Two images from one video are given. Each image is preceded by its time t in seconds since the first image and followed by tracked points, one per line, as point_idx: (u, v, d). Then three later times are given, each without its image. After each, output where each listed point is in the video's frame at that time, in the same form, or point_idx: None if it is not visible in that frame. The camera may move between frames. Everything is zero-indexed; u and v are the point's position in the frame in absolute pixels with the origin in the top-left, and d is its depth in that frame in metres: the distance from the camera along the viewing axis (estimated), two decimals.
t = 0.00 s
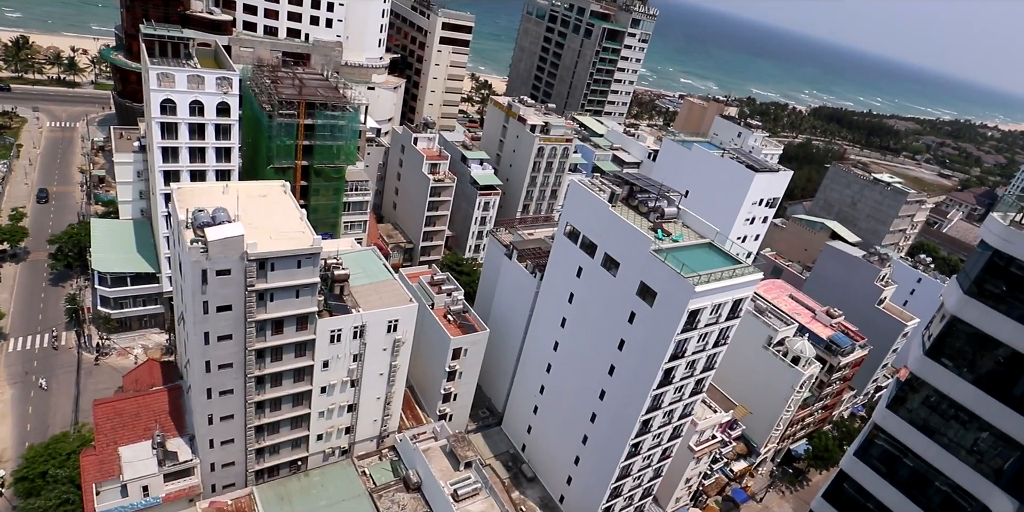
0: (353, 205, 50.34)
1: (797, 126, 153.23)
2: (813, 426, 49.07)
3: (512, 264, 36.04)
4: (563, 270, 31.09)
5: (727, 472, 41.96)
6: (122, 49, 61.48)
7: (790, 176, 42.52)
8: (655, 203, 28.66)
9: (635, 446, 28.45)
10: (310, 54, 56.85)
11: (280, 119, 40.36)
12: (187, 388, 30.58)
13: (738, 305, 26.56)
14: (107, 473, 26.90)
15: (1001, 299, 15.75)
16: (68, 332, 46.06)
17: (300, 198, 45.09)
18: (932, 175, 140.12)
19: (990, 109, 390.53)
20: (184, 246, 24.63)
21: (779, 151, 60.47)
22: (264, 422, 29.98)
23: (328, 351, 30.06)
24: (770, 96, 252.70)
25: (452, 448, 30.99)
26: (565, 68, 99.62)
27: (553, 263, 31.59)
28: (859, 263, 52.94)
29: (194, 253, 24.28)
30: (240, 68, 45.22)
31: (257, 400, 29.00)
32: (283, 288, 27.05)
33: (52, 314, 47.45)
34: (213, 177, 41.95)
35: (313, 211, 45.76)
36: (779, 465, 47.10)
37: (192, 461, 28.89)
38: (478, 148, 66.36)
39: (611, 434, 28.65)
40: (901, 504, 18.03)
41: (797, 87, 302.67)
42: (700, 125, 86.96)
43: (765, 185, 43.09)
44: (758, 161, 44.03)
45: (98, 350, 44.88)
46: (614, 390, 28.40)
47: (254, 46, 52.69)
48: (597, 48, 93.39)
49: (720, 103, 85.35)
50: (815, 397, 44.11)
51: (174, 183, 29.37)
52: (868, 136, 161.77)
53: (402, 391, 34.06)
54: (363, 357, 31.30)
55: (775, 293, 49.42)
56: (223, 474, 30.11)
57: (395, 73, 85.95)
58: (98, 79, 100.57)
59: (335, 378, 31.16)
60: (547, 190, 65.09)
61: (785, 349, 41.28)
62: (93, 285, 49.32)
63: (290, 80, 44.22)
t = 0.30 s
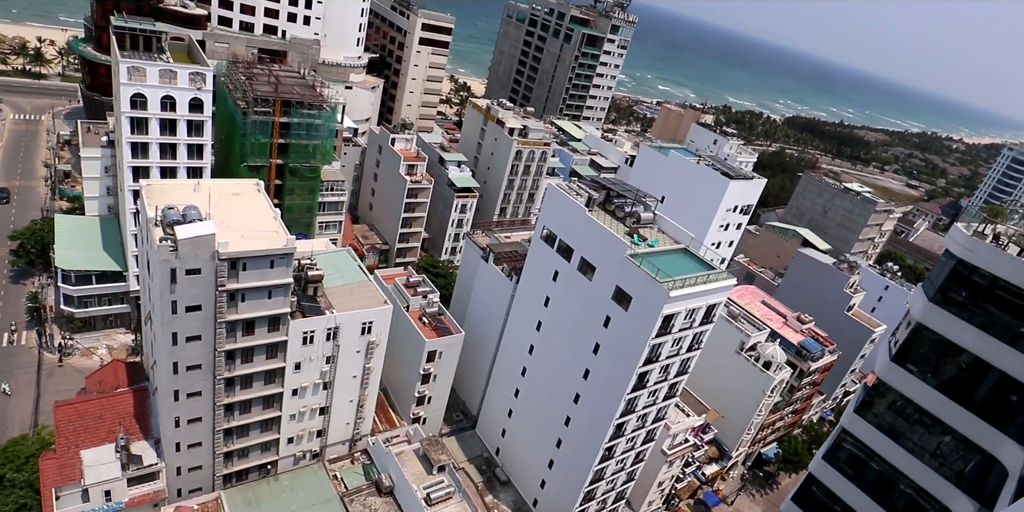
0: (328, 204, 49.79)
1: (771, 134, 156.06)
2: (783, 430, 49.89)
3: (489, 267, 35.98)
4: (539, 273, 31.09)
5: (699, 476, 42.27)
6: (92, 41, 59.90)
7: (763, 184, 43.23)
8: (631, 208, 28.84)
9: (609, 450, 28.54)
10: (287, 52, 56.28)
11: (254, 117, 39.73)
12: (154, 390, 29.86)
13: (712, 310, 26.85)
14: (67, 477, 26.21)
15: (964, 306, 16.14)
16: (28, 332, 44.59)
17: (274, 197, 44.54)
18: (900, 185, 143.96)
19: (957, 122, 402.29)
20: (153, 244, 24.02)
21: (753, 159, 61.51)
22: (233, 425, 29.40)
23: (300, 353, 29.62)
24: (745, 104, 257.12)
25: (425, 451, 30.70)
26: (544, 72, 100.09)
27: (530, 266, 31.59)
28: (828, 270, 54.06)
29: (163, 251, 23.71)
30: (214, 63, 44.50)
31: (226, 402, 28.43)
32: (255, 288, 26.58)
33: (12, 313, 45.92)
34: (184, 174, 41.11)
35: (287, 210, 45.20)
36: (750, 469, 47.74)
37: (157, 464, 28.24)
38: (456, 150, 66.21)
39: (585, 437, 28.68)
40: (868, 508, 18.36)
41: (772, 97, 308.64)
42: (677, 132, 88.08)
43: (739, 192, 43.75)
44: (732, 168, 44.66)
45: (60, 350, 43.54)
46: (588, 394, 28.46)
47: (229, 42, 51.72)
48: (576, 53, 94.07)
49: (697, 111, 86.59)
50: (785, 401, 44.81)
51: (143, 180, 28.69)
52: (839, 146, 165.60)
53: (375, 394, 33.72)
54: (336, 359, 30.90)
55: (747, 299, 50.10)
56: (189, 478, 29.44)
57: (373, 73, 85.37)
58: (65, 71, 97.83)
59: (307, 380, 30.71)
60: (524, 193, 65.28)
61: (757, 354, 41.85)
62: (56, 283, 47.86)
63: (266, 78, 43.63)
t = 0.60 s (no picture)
0: (300, 208, 49.13)
1: (742, 146, 159.18)
2: (752, 438, 50.61)
3: (462, 274, 35.80)
4: (512, 280, 31.03)
5: (669, 484, 42.39)
6: (57, 36, 58.28)
7: (734, 194, 43.95)
8: (605, 216, 29.00)
9: (580, 458, 28.53)
10: (260, 53, 55.84)
11: (225, 118, 39.08)
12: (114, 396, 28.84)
13: (683, 319, 27.09)
14: (19, 487, 25.62)
15: (925, 316, 16.52)
16: None
17: (244, 199, 43.89)
18: (865, 198, 147.99)
19: (918, 139, 415.26)
20: (115, 246, 23.30)
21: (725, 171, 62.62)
22: (197, 433, 28.73)
23: (268, 359, 29.03)
24: (718, 117, 262.33)
25: (395, 460, 30.25)
26: (520, 80, 100.79)
27: (503, 273, 31.53)
28: (796, 280, 55.09)
29: (127, 253, 23.03)
30: (185, 63, 43.83)
31: (190, 409, 27.74)
32: (221, 293, 25.99)
33: None
34: (151, 174, 40.29)
35: (257, 213, 44.55)
36: (719, 476, 48.23)
37: (116, 473, 27.14)
38: (431, 155, 66.04)
39: (556, 446, 28.61)
40: None
41: (743, 111, 315.13)
42: (651, 141, 89.32)
43: (710, 203, 44.40)
44: (704, 178, 45.31)
45: (14, 355, 41.98)
46: (560, 402, 28.42)
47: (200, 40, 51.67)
48: (552, 62, 94.95)
49: (670, 122, 87.98)
50: (754, 410, 45.39)
51: (107, 179, 27.91)
52: (807, 159, 169.73)
53: (345, 402, 33.21)
54: (304, 365, 30.35)
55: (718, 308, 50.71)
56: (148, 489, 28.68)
57: (348, 76, 84.82)
58: (27, 66, 94.94)
59: (275, 387, 30.11)
60: (498, 200, 65.42)
61: (727, 363, 42.35)
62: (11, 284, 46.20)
63: (238, 78, 42.98)
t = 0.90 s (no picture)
0: (269, 216, 48.53)
1: (712, 160, 162.13)
2: (721, 449, 51.19)
3: (434, 284, 35.56)
4: (484, 291, 30.91)
5: (640, 495, 42.34)
6: (17, 36, 56.44)
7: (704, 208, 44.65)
8: (578, 228, 29.14)
9: (551, 470, 28.43)
10: (231, 58, 57.65)
11: (193, 123, 38.34)
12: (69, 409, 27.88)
13: (654, 331, 27.32)
14: None
15: (888, 328, 16.93)
16: None
17: (211, 207, 43.19)
18: (830, 213, 151.91)
19: (881, 156, 429.66)
20: (75, 253, 22.54)
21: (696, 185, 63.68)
22: (158, 447, 27.96)
23: (233, 370, 28.37)
24: (689, 131, 267.40)
25: (363, 473, 29.76)
26: (494, 91, 101.35)
27: (475, 283, 31.40)
28: (765, 293, 56.03)
29: (87, 261, 22.30)
30: (152, 66, 43.05)
31: (151, 422, 26.96)
32: (186, 302, 25.36)
33: None
34: (114, 180, 39.51)
35: (225, 221, 43.79)
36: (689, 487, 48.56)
37: (69, 489, 26.05)
38: (404, 165, 65.84)
39: (527, 457, 28.45)
40: None
41: (715, 126, 321.43)
42: (623, 155, 90.51)
43: (682, 216, 45.03)
44: (675, 191, 45.95)
45: None
46: (531, 413, 28.29)
47: (170, 44, 52.59)
48: (527, 74, 95.76)
49: (642, 136, 89.39)
50: (723, 421, 45.90)
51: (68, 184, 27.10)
52: (775, 174, 173.76)
53: (312, 414, 32.63)
54: (271, 377, 29.74)
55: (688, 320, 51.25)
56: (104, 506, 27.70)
57: (321, 84, 84.15)
58: None
59: (240, 399, 29.44)
60: (471, 210, 65.49)
61: (697, 374, 42.79)
62: None
63: (207, 83, 42.36)
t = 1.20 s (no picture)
0: (242, 226, 48.04)
1: (687, 171, 164.02)
2: (696, 458, 51.57)
3: (409, 295, 35.39)
4: (459, 302, 30.84)
5: (616, 505, 42.28)
6: None
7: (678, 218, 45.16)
8: (553, 238, 29.22)
9: (527, 481, 28.37)
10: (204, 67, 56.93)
11: (164, 132, 37.94)
12: (33, 424, 27.29)
13: (630, 341, 27.46)
14: None
15: (859, 337, 17.15)
16: None
17: (182, 217, 42.78)
18: (802, 223, 154.52)
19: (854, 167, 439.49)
20: (40, 264, 22.10)
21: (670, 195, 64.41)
22: (126, 461, 27.44)
23: (204, 383, 27.94)
24: (666, 143, 270.98)
25: (337, 487, 29.46)
26: (470, 102, 101.68)
27: (451, 294, 31.30)
28: (739, 302, 56.65)
29: (53, 272, 21.87)
30: (122, 74, 42.64)
31: (118, 437, 26.46)
32: (156, 313, 24.97)
33: None
34: (82, 190, 38.80)
35: (196, 231, 43.31)
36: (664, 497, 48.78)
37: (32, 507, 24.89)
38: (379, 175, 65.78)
39: (504, 469, 28.32)
40: None
41: (691, 137, 325.54)
42: (598, 165, 91.37)
43: (656, 226, 45.46)
44: (650, 202, 46.39)
45: None
46: (507, 424, 28.20)
47: (140, 52, 51.41)
48: (502, 85, 96.29)
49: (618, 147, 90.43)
50: (699, 430, 46.24)
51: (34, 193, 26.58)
52: (749, 185, 176.40)
53: (285, 427, 32.28)
54: (243, 389, 29.33)
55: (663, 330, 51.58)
56: None
57: (296, 93, 83.72)
58: None
59: (211, 412, 29.02)
60: (447, 221, 65.59)
61: (672, 384, 43.11)
62: None
63: (178, 93, 42.29)
